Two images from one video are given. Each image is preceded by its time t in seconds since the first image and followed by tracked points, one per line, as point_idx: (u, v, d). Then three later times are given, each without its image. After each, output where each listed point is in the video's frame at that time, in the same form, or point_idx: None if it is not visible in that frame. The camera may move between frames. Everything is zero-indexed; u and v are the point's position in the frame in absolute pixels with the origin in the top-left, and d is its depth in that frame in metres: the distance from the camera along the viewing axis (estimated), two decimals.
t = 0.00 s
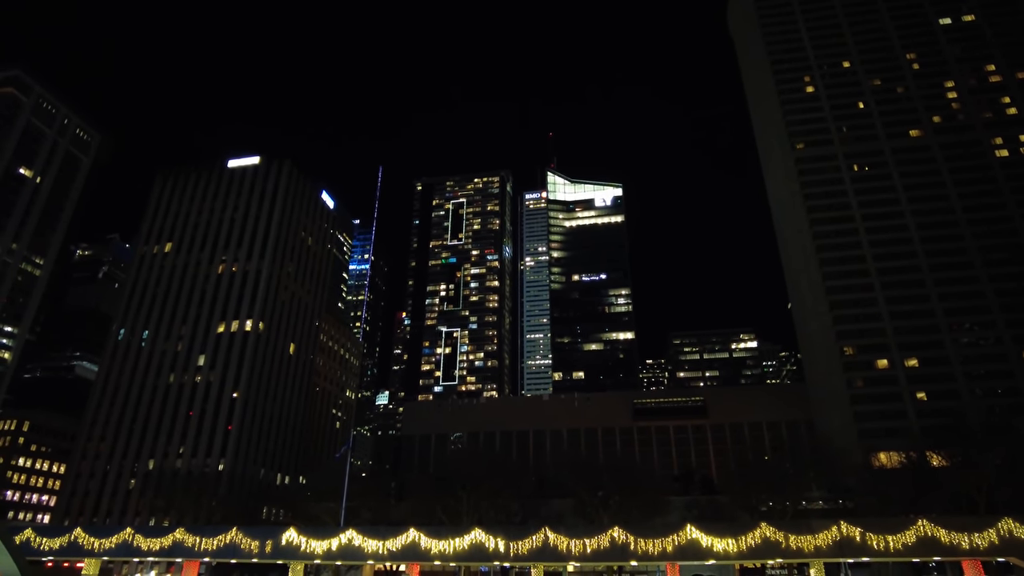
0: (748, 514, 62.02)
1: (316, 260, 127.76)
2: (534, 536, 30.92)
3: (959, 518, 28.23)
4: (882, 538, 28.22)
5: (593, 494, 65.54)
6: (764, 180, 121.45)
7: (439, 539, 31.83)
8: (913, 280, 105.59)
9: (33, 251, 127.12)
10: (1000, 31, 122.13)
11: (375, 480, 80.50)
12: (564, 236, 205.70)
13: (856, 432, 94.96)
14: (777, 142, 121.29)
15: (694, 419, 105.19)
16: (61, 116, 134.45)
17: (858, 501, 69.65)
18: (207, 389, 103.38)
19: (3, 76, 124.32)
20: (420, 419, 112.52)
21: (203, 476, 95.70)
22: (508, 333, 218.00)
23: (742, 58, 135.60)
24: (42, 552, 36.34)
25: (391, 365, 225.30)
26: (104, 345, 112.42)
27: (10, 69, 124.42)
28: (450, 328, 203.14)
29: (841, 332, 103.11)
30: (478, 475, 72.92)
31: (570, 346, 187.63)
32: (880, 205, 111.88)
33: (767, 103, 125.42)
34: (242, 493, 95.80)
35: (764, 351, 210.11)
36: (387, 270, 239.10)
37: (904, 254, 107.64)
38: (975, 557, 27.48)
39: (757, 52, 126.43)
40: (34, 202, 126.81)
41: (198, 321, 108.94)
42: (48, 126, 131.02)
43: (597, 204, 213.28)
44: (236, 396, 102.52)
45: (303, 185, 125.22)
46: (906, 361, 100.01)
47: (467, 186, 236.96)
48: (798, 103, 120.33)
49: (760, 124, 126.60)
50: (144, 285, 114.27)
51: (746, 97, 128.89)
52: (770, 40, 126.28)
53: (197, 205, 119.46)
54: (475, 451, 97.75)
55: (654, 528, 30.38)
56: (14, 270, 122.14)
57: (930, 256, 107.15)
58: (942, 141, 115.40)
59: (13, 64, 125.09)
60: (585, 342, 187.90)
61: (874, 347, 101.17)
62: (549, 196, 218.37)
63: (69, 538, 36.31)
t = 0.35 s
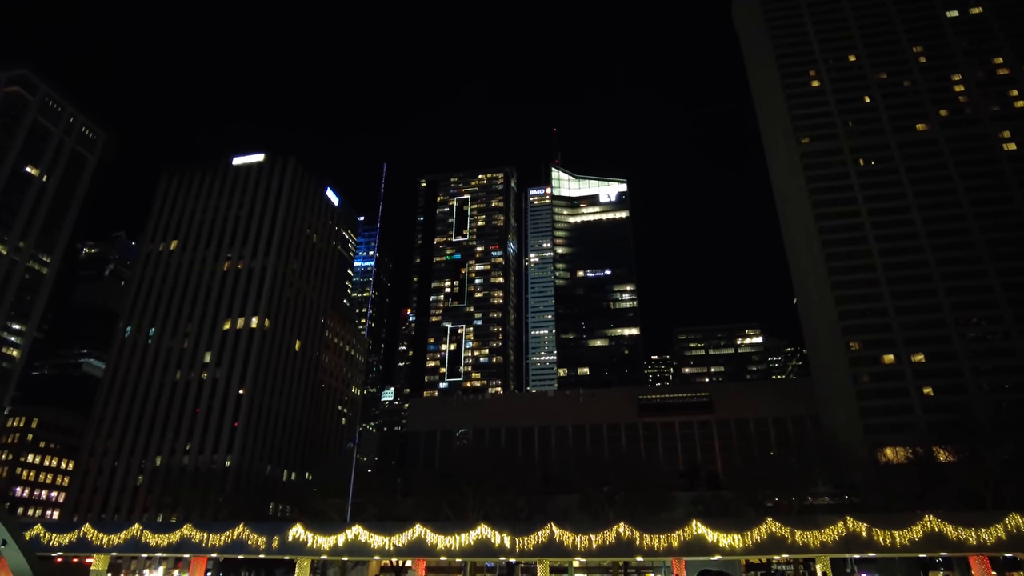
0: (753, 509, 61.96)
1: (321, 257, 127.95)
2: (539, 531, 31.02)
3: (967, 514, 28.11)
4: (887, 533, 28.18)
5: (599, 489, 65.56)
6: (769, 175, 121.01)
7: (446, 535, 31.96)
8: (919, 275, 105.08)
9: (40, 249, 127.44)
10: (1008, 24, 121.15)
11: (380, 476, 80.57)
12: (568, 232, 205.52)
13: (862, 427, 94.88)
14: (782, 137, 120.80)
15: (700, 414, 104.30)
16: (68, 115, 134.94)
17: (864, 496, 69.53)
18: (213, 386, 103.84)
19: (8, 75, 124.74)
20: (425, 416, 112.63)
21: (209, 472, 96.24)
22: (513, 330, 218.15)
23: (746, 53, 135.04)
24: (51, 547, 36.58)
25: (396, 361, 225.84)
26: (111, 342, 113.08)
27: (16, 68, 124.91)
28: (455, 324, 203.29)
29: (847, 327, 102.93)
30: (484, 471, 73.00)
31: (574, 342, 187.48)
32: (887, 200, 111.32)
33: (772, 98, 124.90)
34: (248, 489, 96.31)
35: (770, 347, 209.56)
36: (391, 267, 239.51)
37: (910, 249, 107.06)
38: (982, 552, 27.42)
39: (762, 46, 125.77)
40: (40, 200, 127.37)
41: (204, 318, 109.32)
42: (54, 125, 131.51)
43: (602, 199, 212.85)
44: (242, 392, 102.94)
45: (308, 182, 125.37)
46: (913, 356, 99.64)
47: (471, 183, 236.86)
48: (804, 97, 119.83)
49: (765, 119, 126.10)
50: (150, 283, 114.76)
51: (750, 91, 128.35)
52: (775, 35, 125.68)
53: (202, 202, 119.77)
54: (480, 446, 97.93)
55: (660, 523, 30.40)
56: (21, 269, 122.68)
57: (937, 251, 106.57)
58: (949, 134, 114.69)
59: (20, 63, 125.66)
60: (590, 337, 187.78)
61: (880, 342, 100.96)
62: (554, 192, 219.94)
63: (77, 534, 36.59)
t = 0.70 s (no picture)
0: (761, 505, 61.71)
1: (328, 254, 128.23)
2: (547, 527, 31.06)
3: (978, 509, 28.00)
4: (897, 528, 28.13)
5: (606, 485, 65.59)
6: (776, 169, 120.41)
7: (454, 530, 32.09)
8: (929, 269, 104.41)
9: (50, 248, 128.37)
10: (1019, 14, 119.87)
11: (389, 472, 80.80)
12: (575, 228, 205.14)
13: (870, 422, 94.72)
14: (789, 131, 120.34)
15: (708, 410, 103.90)
16: (76, 114, 135.69)
17: (873, 491, 69.18)
18: (222, 383, 104.42)
19: (17, 75, 125.48)
20: (433, 412, 112.76)
21: (219, 469, 96.91)
22: (520, 326, 218.27)
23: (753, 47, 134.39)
24: (64, 543, 36.95)
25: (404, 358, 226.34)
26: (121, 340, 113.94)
27: (24, 68, 125.63)
28: (462, 320, 203.44)
29: (856, 322, 102.54)
30: (491, 467, 73.06)
31: (581, 338, 187.30)
32: (895, 193, 110.53)
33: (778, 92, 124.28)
34: (257, 485, 96.94)
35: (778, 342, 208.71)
36: (398, 263, 239.93)
37: (920, 243, 106.32)
38: (994, 548, 27.33)
39: (769, 40, 125.00)
40: (49, 199, 128.24)
41: (212, 316, 109.88)
42: (63, 124, 132.31)
43: (608, 194, 211.85)
44: (251, 389, 103.47)
45: (314, 179, 125.60)
46: (922, 351, 99.13)
47: (478, 179, 236.72)
48: (811, 91, 119.09)
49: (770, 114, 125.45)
50: (158, 281, 115.40)
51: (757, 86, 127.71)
52: (782, 29, 124.94)
53: (210, 200, 120.26)
54: (487, 442, 98.11)
55: (669, 518, 30.45)
56: (31, 267, 123.69)
57: (947, 244, 105.80)
58: (959, 127, 113.66)
59: (28, 63, 126.43)
60: (597, 333, 187.40)
61: (889, 336, 100.58)
62: (560, 187, 218.69)
63: (90, 529, 36.90)
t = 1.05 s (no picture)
0: (773, 500, 61.40)
1: (338, 251, 128.73)
2: (559, 522, 31.26)
3: (993, 504, 27.89)
4: (911, 524, 28.14)
5: (617, 481, 65.60)
6: (785, 162, 119.51)
7: (466, 526, 32.27)
8: (942, 262, 103.59)
9: (64, 248, 129.45)
10: None
11: (400, 468, 81.22)
12: (584, 223, 204.81)
13: (883, 417, 94.39)
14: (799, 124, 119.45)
15: (719, 405, 103.50)
16: (87, 115, 136.82)
17: (887, 485, 68.78)
18: (234, 381, 105.20)
19: (30, 77, 126.68)
20: (443, 408, 112.99)
21: (232, 465, 97.71)
22: (530, 322, 218.31)
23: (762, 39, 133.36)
24: (81, 539, 37.49)
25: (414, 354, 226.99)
26: (133, 338, 114.89)
27: (37, 69, 126.83)
28: (472, 317, 203.68)
29: (867, 316, 101.91)
30: (502, 463, 73.17)
31: (591, 333, 187.02)
32: (908, 186, 109.58)
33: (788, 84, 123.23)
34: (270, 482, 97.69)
35: (789, 336, 207.49)
36: (408, 260, 240.45)
37: (932, 236, 105.43)
38: (1010, 543, 27.03)
39: (778, 32, 123.88)
40: (62, 199, 129.44)
41: (224, 314, 110.65)
42: (75, 124, 133.52)
43: (617, 189, 211.31)
44: (262, 386, 104.24)
45: (324, 176, 126.06)
46: (936, 344, 98.41)
47: (486, 175, 236.61)
48: (822, 83, 118.14)
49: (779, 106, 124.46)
50: (170, 279, 116.27)
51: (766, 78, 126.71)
52: (792, 21, 123.92)
53: (220, 199, 120.95)
54: (498, 438, 98.34)
55: (680, 514, 30.63)
56: (45, 267, 124.90)
57: (960, 237, 104.85)
58: (972, 118, 112.39)
59: (40, 64, 127.58)
60: (607, 329, 187.02)
61: (902, 330, 99.90)
62: (569, 182, 218.97)
63: (106, 525, 37.38)
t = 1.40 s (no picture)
0: (787, 495, 61.13)
1: (350, 249, 129.24)
2: (572, 517, 31.52)
3: (1010, 498, 27.75)
4: (928, 518, 28.08)
5: (630, 476, 65.61)
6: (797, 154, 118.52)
7: (479, 521, 32.53)
8: (958, 254, 102.36)
9: (79, 248, 131.14)
10: None
11: (412, 463, 81.68)
12: (595, 218, 204.22)
13: (898, 411, 93.49)
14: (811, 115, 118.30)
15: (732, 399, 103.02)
16: (101, 116, 138.13)
17: (902, 479, 68.28)
18: (248, 378, 106.06)
19: (44, 78, 128.02)
20: (455, 403, 113.21)
21: (246, 461, 98.66)
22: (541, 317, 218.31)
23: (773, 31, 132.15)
24: (100, 534, 38.11)
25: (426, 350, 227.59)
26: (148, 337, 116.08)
27: (51, 71, 128.12)
28: (483, 313, 203.98)
29: (881, 309, 100.98)
30: (515, 458, 73.31)
31: (602, 328, 186.67)
32: (922, 177, 108.31)
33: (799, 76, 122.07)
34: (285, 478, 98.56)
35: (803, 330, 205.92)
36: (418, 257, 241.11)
37: (947, 227, 104.25)
38: None
39: (790, 23, 122.59)
40: (77, 200, 130.92)
41: (237, 312, 111.53)
42: (89, 125, 134.86)
43: (628, 183, 210.25)
44: (276, 383, 105.10)
45: (335, 174, 126.55)
46: (952, 337, 97.37)
47: (496, 171, 236.43)
48: (834, 74, 116.92)
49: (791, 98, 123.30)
50: (184, 278, 117.27)
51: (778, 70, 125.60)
52: (803, 11, 122.67)
53: (232, 197, 121.77)
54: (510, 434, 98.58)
55: (694, 509, 30.75)
56: (62, 267, 126.61)
57: (977, 228, 103.52)
58: (988, 108, 110.89)
59: (54, 66, 128.72)
60: (618, 324, 186.56)
61: (917, 323, 98.88)
62: (579, 177, 217.69)
63: (124, 521, 37.94)
